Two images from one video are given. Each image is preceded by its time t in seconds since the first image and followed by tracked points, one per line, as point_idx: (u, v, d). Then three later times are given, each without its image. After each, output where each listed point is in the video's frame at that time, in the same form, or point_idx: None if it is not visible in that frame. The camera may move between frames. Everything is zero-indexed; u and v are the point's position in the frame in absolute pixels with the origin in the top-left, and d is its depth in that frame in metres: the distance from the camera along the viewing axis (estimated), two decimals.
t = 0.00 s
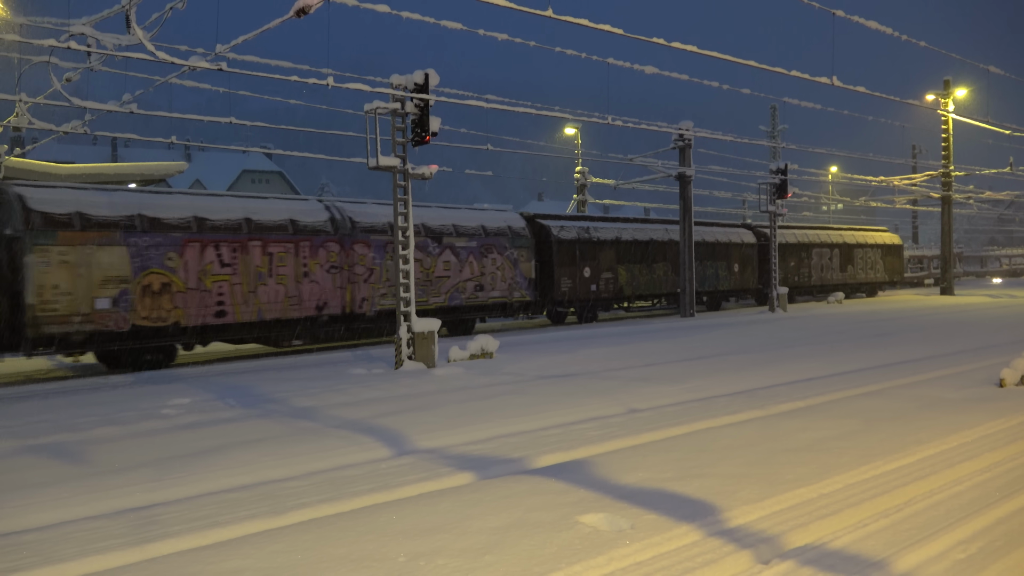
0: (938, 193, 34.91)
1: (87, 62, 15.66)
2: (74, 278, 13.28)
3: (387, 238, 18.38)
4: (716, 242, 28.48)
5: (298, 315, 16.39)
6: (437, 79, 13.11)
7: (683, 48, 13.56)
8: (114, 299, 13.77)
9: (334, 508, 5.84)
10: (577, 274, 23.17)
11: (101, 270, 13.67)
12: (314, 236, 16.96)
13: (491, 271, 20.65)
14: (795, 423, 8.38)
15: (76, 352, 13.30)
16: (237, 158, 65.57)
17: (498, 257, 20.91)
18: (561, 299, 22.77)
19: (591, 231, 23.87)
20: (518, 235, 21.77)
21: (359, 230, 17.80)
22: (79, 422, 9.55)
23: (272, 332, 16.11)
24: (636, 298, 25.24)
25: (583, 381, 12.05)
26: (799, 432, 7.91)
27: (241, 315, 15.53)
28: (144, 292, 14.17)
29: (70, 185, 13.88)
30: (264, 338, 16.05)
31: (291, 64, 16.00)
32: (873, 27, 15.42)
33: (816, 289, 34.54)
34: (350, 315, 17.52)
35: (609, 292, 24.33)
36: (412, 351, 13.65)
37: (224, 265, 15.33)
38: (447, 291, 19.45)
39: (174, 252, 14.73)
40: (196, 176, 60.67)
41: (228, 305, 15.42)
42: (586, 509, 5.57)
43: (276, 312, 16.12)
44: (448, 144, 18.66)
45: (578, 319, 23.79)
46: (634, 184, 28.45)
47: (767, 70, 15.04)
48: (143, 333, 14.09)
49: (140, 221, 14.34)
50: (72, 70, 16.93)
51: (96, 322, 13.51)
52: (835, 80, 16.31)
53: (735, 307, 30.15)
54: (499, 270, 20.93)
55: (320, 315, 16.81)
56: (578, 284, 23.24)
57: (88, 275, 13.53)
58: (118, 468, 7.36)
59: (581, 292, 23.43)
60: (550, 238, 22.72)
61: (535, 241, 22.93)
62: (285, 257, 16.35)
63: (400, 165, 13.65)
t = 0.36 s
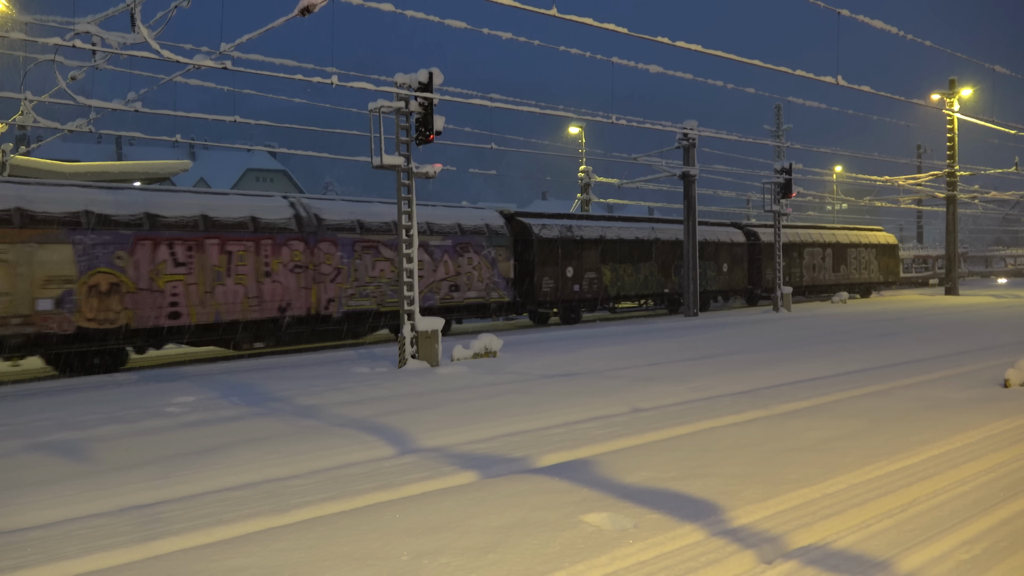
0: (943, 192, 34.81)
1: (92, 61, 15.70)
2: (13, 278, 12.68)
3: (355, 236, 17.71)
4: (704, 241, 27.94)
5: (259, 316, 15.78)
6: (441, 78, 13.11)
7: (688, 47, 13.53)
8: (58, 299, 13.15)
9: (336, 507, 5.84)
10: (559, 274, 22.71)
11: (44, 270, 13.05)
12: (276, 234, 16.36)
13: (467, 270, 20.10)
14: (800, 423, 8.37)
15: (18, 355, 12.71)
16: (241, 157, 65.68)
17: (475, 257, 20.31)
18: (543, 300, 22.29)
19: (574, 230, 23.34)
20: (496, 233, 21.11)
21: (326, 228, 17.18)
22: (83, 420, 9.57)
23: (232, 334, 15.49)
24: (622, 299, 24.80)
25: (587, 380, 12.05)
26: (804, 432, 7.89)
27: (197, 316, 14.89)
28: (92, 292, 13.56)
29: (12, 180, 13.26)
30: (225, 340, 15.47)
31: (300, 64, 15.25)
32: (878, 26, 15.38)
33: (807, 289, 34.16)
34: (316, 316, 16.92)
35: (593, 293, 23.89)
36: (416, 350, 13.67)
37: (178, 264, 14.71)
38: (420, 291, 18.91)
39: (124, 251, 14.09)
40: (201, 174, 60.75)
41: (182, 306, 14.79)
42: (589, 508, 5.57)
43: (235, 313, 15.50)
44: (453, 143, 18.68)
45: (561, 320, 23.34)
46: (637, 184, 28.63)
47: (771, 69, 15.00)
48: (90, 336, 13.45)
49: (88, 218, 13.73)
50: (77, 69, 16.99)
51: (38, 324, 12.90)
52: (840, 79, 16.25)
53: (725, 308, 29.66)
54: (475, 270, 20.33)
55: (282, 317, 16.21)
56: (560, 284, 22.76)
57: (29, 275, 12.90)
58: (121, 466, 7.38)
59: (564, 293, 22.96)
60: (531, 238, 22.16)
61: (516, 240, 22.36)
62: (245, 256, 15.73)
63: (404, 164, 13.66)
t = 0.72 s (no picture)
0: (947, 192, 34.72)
1: (98, 60, 15.73)
2: None
3: (320, 234, 17.00)
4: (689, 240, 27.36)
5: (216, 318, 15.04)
6: (446, 77, 13.11)
7: (693, 46, 13.52)
8: None
9: (340, 505, 5.86)
10: (539, 274, 22.11)
11: None
12: (234, 232, 15.66)
13: (441, 270, 19.59)
14: (804, 423, 8.36)
15: None
16: (246, 155, 65.78)
17: (449, 256, 19.76)
18: (523, 301, 21.64)
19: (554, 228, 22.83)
20: (472, 232, 20.64)
21: (288, 226, 16.48)
22: (87, 418, 9.60)
23: (185, 337, 14.74)
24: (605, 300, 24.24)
25: (591, 379, 12.05)
26: (808, 432, 7.88)
27: (146, 318, 14.12)
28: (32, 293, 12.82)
29: None
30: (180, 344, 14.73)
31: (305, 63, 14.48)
32: (882, 25, 15.34)
33: (797, 289, 33.86)
34: (278, 318, 16.21)
35: (575, 294, 23.38)
36: (419, 349, 13.67)
37: (125, 263, 13.97)
38: (390, 292, 18.15)
39: (68, 250, 13.35)
40: (205, 174, 60.84)
41: (131, 308, 14.03)
42: (593, 508, 5.57)
43: (190, 315, 14.77)
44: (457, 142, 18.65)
45: (543, 322, 22.67)
46: (641, 182, 28.35)
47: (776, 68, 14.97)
48: (29, 340, 12.70)
49: (27, 215, 12.97)
50: (82, 68, 17.02)
51: None
52: (845, 78, 16.20)
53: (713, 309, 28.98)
54: (448, 269, 19.76)
55: (240, 319, 15.48)
56: (540, 285, 22.15)
57: None
58: (125, 464, 7.39)
59: (545, 293, 22.35)
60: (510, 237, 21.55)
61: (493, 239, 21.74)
62: (200, 255, 15.03)
63: (408, 163, 13.65)
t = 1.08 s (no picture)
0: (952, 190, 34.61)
1: (103, 60, 15.80)
2: None
3: (282, 233, 16.32)
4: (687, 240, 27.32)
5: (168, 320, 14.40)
6: (449, 76, 13.12)
7: (697, 45, 13.52)
8: None
9: (345, 504, 5.87)
10: (517, 273, 21.91)
11: None
12: (188, 231, 14.97)
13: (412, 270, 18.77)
14: (809, 421, 8.35)
15: None
16: (250, 155, 65.96)
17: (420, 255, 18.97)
18: (500, 301, 21.44)
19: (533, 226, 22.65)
20: (445, 230, 20.10)
21: (247, 224, 15.80)
22: (93, 417, 9.64)
23: (135, 340, 14.11)
24: (587, 300, 24.05)
25: (596, 378, 12.06)
26: (813, 431, 7.87)
27: (90, 321, 13.46)
28: None
29: None
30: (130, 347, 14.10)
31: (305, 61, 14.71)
32: (887, 23, 15.30)
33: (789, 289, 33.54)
34: (235, 321, 15.57)
35: (556, 294, 23.23)
36: (423, 348, 13.69)
37: (68, 263, 13.30)
38: (357, 292, 17.52)
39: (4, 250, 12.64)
40: (209, 173, 61.01)
41: (75, 310, 13.37)
42: (598, 506, 5.57)
43: (139, 318, 14.12)
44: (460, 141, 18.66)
45: (522, 322, 22.47)
46: (648, 180, 28.01)
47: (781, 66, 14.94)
48: None
49: None
50: (87, 68, 17.08)
51: None
52: (850, 76, 16.18)
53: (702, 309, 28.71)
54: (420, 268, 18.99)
55: (194, 322, 14.84)
56: (518, 284, 21.95)
57: None
58: (131, 463, 7.42)
59: (524, 293, 22.15)
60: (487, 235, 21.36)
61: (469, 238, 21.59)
62: (150, 255, 14.34)
63: (412, 162, 13.68)
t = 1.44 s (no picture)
0: (959, 189, 34.44)
1: (111, 60, 15.85)
2: None
3: (239, 232, 15.63)
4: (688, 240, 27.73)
5: (114, 324, 13.80)
6: (456, 75, 13.11)
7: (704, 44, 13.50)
8: None
9: (351, 503, 5.88)
10: (495, 273, 21.75)
11: None
12: (137, 229, 14.30)
13: (382, 271, 17.82)
14: (815, 421, 8.34)
15: None
16: (256, 155, 66.10)
17: (390, 255, 17.97)
18: (477, 302, 21.26)
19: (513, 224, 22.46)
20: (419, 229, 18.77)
21: (202, 223, 15.11)
22: (100, 416, 9.69)
23: (80, 345, 13.51)
24: (569, 301, 23.94)
25: (602, 378, 12.07)
26: (820, 430, 7.86)
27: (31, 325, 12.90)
28: None
29: None
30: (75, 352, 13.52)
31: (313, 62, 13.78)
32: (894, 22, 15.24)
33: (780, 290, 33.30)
34: (188, 324, 14.91)
35: (537, 295, 23.09)
36: (429, 347, 13.71)
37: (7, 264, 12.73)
38: (322, 294, 16.75)
39: None
40: (215, 173, 61.18)
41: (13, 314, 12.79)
42: (604, 506, 5.57)
43: (84, 322, 13.53)
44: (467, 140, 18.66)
45: (500, 322, 22.31)
46: (654, 179, 28.21)
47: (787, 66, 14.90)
48: None
49: None
50: (94, 68, 17.14)
51: None
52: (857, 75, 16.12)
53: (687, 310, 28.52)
54: (392, 269, 18.03)
55: (143, 326, 14.20)
56: (496, 284, 21.77)
57: None
58: (137, 462, 7.45)
59: (503, 293, 21.99)
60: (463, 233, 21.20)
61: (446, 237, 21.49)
62: (95, 255, 13.72)
63: (418, 162, 13.69)
